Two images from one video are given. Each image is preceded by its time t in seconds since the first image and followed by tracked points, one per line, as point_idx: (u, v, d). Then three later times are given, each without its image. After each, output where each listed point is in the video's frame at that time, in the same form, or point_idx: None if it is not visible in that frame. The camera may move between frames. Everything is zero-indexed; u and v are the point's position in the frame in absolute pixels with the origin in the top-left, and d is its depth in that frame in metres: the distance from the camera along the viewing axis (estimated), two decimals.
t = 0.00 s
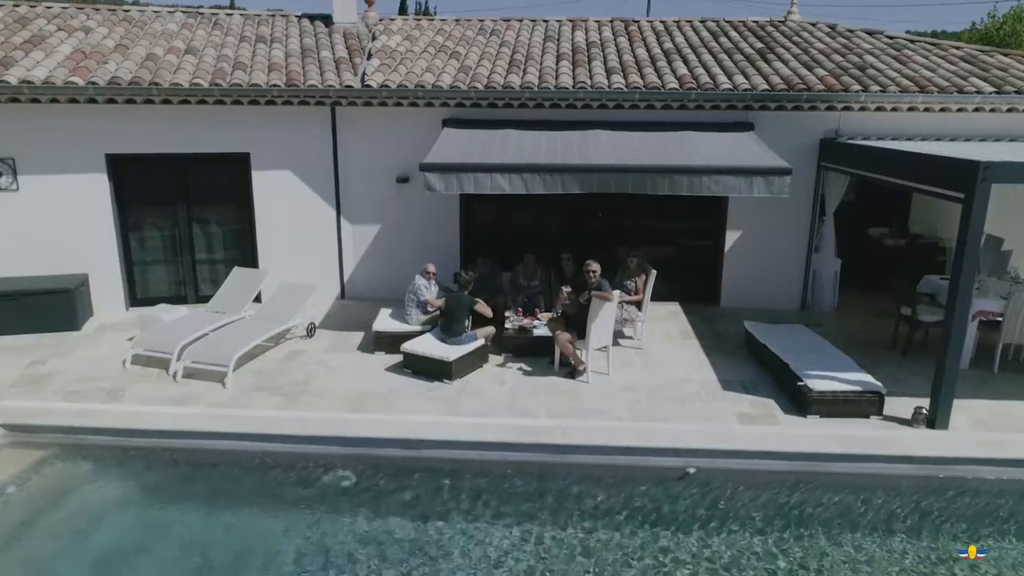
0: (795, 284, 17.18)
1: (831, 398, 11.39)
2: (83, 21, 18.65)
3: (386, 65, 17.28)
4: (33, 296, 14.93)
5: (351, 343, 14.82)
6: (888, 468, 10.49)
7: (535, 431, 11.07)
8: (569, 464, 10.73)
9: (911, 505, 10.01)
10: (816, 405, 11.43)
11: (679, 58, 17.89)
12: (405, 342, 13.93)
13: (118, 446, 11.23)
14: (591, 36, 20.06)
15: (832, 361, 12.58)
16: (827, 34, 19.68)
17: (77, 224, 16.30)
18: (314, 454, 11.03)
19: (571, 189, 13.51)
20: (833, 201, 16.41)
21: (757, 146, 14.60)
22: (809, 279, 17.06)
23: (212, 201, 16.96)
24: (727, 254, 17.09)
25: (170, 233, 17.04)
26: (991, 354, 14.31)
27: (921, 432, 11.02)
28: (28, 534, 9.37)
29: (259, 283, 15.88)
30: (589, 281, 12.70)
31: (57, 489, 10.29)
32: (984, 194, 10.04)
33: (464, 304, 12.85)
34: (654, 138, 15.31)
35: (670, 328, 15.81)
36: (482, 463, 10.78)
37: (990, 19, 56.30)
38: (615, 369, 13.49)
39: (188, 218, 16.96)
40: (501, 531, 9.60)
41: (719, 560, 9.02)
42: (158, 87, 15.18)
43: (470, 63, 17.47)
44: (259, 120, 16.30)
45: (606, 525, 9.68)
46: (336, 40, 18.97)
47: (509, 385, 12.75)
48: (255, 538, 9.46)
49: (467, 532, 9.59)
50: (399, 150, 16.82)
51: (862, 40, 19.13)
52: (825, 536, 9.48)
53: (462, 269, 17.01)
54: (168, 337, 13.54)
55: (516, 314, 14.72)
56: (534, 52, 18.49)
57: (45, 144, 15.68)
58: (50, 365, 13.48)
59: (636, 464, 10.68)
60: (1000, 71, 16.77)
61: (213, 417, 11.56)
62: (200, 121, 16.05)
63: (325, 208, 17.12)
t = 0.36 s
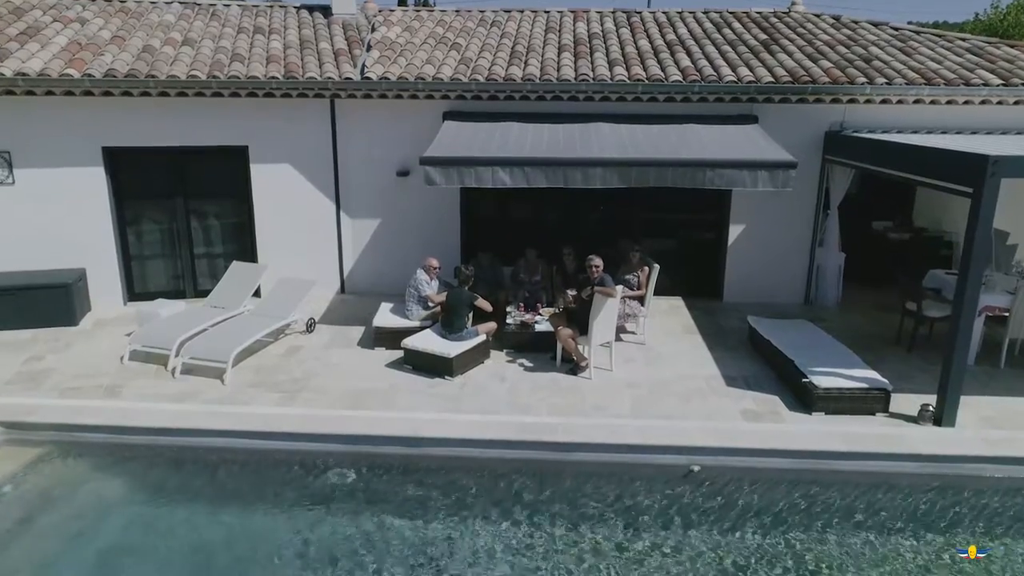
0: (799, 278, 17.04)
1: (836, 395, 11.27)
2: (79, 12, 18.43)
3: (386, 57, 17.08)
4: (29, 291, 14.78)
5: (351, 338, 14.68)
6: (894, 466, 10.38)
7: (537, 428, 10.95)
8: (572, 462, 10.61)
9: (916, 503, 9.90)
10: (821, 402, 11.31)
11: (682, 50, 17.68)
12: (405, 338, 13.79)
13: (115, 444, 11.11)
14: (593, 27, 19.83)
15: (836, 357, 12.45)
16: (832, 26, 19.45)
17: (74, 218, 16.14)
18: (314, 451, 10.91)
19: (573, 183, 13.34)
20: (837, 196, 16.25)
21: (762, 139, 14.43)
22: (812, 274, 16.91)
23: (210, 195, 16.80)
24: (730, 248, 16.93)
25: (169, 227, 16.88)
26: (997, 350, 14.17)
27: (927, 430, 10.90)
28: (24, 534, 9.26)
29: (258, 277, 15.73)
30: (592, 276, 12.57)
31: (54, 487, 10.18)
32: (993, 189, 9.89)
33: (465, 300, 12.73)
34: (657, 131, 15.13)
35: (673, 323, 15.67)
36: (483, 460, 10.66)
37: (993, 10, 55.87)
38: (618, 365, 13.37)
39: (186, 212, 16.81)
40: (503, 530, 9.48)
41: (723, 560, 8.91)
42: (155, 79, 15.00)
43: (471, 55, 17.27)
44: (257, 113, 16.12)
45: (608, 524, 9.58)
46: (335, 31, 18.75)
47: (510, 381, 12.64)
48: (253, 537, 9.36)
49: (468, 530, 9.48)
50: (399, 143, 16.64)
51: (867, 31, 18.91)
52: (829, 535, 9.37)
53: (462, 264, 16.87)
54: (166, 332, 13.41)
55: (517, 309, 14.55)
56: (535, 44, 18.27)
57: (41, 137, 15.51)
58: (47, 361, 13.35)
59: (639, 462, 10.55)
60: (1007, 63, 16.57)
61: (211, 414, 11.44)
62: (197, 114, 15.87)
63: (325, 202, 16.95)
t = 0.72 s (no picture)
0: (807, 273, 16.78)
1: (849, 395, 11.03)
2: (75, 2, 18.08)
3: (388, 48, 16.76)
4: (24, 287, 14.53)
5: (352, 335, 14.43)
6: (909, 467, 10.15)
7: (544, 428, 10.72)
8: (579, 463, 10.38)
9: (931, 505, 9.67)
10: (834, 401, 11.07)
11: (689, 41, 17.36)
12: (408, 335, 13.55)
13: (112, 444, 10.89)
14: (598, 18, 19.50)
15: (848, 354, 12.21)
16: (841, 16, 19.12)
17: (70, 212, 15.86)
18: (316, 451, 10.68)
19: (580, 176, 13.06)
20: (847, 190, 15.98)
21: (771, 132, 14.14)
22: (821, 269, 16.64)
23: (209, 189, 16.52)
24: (737, 242, 16.67)
25: (167, 221, 16.61)
26: (1011, 347, 13.92)
27: (943, 430, 10.66)
28: (19, 537, 9.03)
29: (258, 273, 15.46)
30: (599, 271, 12.32)
31: (49, 489, 9.95)
32: (1014, 183, 9.60)
33: (469, 296, 12.49)
34: (664, 123, 14.84)
35: (680, 319, 15.42)
36: (488, 461, 10.43)
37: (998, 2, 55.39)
38: (625, 362, 13.13)
39: (185, 205, 16.53)
40: (508, 532, 9.27)
41: (734, 564, 8.69)
42: (152, 71, 14.69)
43: (474, 46, 16.95)
44: (256, 105, 15.83)
45: (615, 526, 9.36)
46: (336, 22, 18.42)
47: (516, 379, 12.40)
48: (253, 540, 9.13)
49: (473, 533, 9.25)
50: (402, 135, 16.37)
51: (877, 22, 18.59)
52: (843, 538, 9.14)
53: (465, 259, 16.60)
54: (164, 329, 13.17)
55: (522, 305, 14.29)
56: (540, 35, 17.95)
57: (37, 129, 15.22)
58: (43, 359, 13.11)
59: (649, 462, 10.32)
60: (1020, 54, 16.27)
61: (211, 413, 11.20)
62: (195, 106, 15.57)
63: (326, 196, 16.68)
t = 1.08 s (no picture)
0: (810, 268, 16.54)
1: (854, 392, 10.81)
2: None
3: (385, 38, 16.46)
4: (15, 282, 14.30)
5: (349, 331, 14.21)
6: (916, 467, 9.92)
7: (542, 426, 10.50)
8: (578, 462, 10.17)
9: (939, 506, 9.45)
10: (839, 399, 10.85)
11: (691, 31, 17.05)
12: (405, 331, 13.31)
13: (102, 442, 10.68)
14: (598, 8, 19.17)
15: (853, 351, 11.97)
16: (846, 6, 18.79)
17: (62, 205, 15.62)
18: (310, 450, 10.47)
19: (579, 169, 12.80)
20: (851, 184, 15.72)
21: (775, 124, 13.87)
22: (824, 264, 16.41)
23: (204, 182, 16.26)
24: (740, 236, 16.42)
25: (161, 215, 16.36)
26: (1018, 343, 13.68)
27: (950, 429, 10.44)
28: (5, 538, 8.84)
29: (253, 268, 15.23)
30: (600, 266, 12.10)
31: (37, 488, 9.75)
32: None
33: (466, 292, 12.30)
34: (666, 115, 14.58)
35: (681, 315, 15.20)
36: (486, 461, 10.21)
37: None
38: (625, 358, 12.90)
39: (179, 199, 16.28)
40: (505, 533, 9.07)
41: (736, 566, 8.49)
42: (144, 62, 14.42)
43: (472, 37, 16.65)
44: (250, 96, 15.56)
45: (616, 527, 9.14)
46: (332, 12, 18.10)
47: (514, 376, 12.18)
48: (245, 541, 8.93)
49: (470, 535, 9.04)
50: (399, 128, 16.11)
51: (882, 12, 18.27)
52: (849, 540, 8.92)
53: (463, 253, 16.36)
54: (157, 325, 12.95)
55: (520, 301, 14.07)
56: (539, 25, 17.64)
57: (27, 122, 14.96)
58: (34, 355, 12.89)
59: (650, 462, 10.11)
60: None
61: (203, 411, 10.99)
62: (188, 97, 15.30)
63: (322, 189, 16.43)
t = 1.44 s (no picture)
0: (810, 268, 16.34)
1: (855, 396, 10.62)
2: None
3: (380, 36, 16.24)
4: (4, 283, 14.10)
5: (342, 333, 14.01)
6: (919, 473, 9.73)
7: (538, 431, 10.30)
8: (574, 468, 9.98)
9: (942, 512, 9.26)
10: (839, 403, 10.66)
11: (690, 29, 16.84)
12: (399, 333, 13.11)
13: (89, 447, 10.48)
14: (596, 6, 18.95)
15: (854, 354, 11.78)
16: (847, 4, 18.57)
17: (52, 205, 15.41)
18: (301, 455, 10.28)
19: (576, 169, 12.60)
20: (851, 184, 15.54)
21: (774, 123, 13.67)
22: (824, 265, 16.21)
23: (196, 181, 16.06)
24: (738, 237, 16.23)
25: (153, 215, 16.15)
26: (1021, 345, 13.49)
27: (953, 434, 10.25)
28: None
29: (245, 269, 15.03)
30: (597, 267, 11.97)
31: (22, 494, 9.55)
32: None
33: (462, 293, 12.13)
34: (664, 114, 14.38)
35: (679, 316, 15.00)
36: (480, 466, 10.03)
37: None
38: (623, 361, 12.70)
39: (171, 199, 16.06)
40: (499, 540, 8.87)
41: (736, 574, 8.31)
42: (134, 60, 14.22)
43: (468, 35, 16.44)
44: (243, 95, 15.37)
45: (612, 535, 8.96)
46: (327, 9, 17.87)
47: (510, 379, 11.99)
48: (233, 549, 8.74)
49: (463, 542, 8.86)
50: (394, 127, 15.92)
51: (883, 9, 18.06)
52: (851, 547, 8.74)
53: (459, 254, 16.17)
54: (147, 327, 12.74)
55: (516, 303, 13.87)
56: (536, 23, 17.43)
57: (17, 121, 14.77)
58: (22, 358, 12.68)
59: (648, 467, 9.92)
60: None
61: (192, 415, 10.78)
62: (180, 96, 15.11)
63: (316, 189, 16.23)
